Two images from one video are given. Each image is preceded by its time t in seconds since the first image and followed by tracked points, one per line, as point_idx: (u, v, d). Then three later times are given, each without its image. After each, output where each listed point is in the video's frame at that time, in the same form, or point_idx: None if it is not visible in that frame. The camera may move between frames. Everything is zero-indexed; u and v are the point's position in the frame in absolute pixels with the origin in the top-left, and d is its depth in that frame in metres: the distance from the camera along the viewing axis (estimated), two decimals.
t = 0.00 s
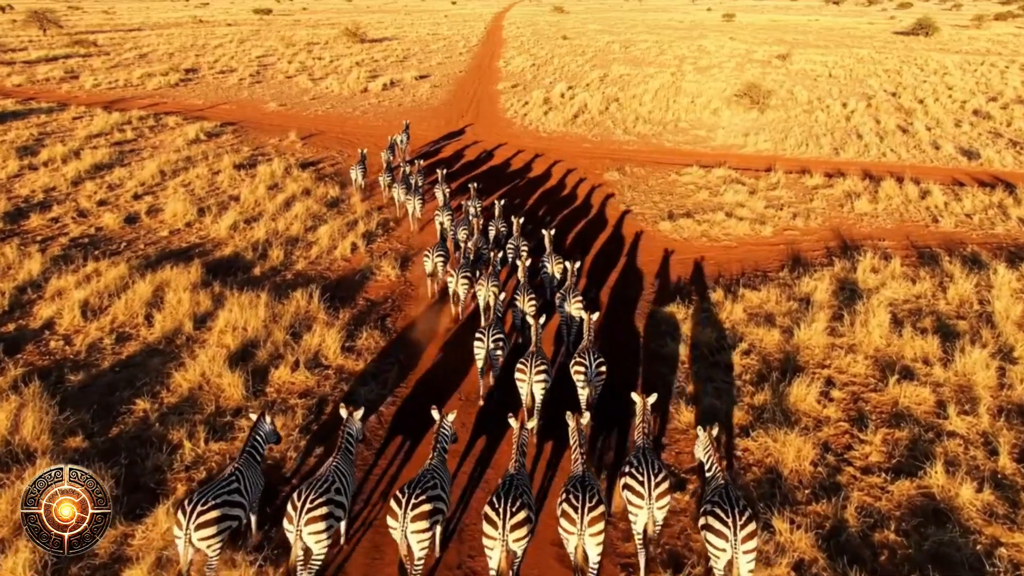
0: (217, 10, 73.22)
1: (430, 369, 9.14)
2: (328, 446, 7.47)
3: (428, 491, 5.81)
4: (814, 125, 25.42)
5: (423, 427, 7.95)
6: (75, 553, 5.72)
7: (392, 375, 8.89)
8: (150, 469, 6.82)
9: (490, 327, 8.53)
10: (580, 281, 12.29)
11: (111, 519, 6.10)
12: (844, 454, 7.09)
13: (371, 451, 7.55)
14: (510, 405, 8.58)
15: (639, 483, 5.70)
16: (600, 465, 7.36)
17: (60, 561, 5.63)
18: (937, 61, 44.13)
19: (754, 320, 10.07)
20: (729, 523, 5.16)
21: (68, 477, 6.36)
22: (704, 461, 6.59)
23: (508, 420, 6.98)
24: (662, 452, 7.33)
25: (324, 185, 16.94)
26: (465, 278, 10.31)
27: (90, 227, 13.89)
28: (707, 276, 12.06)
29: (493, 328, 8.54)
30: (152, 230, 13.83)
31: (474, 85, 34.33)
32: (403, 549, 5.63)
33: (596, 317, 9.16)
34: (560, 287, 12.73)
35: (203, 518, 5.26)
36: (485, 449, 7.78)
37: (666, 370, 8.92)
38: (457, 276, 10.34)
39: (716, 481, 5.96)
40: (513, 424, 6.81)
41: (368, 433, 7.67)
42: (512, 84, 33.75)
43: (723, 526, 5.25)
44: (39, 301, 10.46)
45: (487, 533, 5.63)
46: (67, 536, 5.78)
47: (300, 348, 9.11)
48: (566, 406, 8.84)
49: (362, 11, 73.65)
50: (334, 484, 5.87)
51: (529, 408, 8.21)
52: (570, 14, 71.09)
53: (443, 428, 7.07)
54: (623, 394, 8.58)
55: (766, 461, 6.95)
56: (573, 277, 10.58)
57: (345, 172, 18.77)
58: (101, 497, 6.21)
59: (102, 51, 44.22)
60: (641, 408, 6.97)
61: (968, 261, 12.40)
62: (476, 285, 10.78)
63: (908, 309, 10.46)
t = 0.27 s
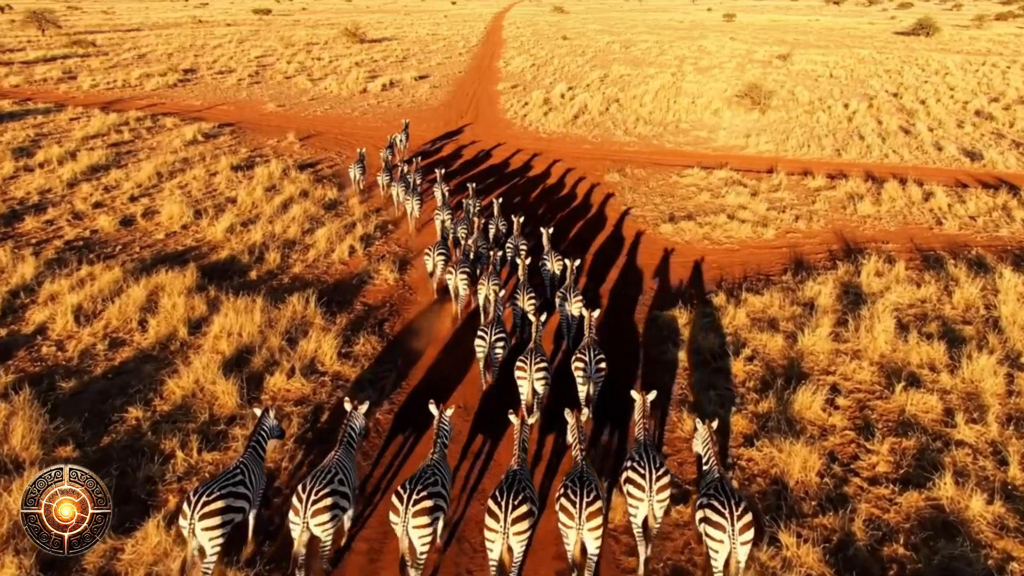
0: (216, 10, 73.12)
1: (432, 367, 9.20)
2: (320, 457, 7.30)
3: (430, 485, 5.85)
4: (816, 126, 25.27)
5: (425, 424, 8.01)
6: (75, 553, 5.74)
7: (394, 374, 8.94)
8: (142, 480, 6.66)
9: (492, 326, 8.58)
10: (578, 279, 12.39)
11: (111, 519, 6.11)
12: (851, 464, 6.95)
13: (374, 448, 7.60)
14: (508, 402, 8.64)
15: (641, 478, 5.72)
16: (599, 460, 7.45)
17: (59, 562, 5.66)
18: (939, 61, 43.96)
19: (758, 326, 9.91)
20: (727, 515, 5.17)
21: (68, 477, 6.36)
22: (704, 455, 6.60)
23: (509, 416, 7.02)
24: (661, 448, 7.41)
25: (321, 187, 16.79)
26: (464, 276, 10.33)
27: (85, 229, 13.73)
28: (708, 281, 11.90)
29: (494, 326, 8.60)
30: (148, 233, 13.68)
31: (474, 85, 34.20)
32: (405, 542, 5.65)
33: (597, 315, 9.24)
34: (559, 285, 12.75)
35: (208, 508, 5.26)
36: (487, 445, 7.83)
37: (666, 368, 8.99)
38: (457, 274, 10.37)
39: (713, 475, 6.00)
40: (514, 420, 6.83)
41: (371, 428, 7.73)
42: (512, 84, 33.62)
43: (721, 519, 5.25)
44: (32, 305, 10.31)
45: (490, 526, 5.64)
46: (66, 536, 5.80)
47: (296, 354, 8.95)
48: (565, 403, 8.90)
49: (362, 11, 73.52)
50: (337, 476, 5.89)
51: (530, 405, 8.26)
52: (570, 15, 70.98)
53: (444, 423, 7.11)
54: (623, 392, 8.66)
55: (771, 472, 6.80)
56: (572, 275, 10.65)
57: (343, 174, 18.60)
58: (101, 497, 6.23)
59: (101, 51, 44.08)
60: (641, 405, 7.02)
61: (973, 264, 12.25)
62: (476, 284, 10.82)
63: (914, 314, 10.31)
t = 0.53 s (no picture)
0: (216, 10, 73.00)
1: (433, 365, 9.27)
2: (315, 464, 7.19)
3: (430, 478, 5.89)
4: (817, 127, 25.12)
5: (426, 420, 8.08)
6: (75, 554, 5.74)
7: (395, 372, 9.00)
8: (132, 492, 6.50)
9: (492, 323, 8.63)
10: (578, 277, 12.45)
11: (111, 519, 6.12)
12: (858, 475, 6.80)
13: (376, 444, 7.66)
14: (509, 399, 8.72)
15: (641, 472, 5.76)
16: (598, 456, 7.54)
17: (58, 563, 5.67)
18: (940, 61, 43.77)
19: (761, 331, 9.75)
20: (728, 510, 5.18)
21: (68, 476, 6.36)
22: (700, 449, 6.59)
23: (509, 412, 7.09)
24: (661, 445, 7.49)
25: (319, 189, 16.64)
26: (464, 275, 10.38)
27: (80, 232, 13.57)
28: (709, 284, 11.73)
29: (495, 323, 8.69)
30: (143, 236, 13.52)
31: (474, 86, 34.06)
32: (408, 535, 5.71)
33: (597, 313, 9.33)
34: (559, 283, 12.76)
35: (213, 508, 5.33)
36: (488, 440, 7.91)
37: (664, 367, 9.07)
38: (457, 273, 10.42)
39: (708, 470, 6.03)
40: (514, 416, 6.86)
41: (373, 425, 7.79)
42: (512, 85, 33.48)
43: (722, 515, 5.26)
44: (24, 310, 10.15)
45: (490, 519, 5.63)
46: (66, 536, 5.81)
47: (292, 361, 8.79)
48: (564, 400, 8.97)
49: (361, 11, 73.40)
50: (341, 472, 5.94)
51: (530, 401, 8.32)
52: (570, 15, 70.88)
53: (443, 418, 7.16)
54: (622, 389, 8.75)
55: (776, 484, 6.65)
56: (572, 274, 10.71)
57: (341, 176, 18.44)
58: (101, 497, 6.23)
59: (100, 51, 43.93)
60: (639, 400, 7.07)
61: (978, 267, 12.11)
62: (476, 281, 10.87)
63: (919, 319, 10.15)
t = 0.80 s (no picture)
0: (215, 10, 72.85)
1: (433, 364, 9.29)
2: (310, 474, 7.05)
3: (432, 476, 5.91)
4: (819, 128, 24.94)
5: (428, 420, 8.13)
6: (74, 553, 5.76)
7: (395, 371, 9.01)
8: (121, 507, 6.32)
9: (492, 321, 8.66)
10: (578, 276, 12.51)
11: (112, 519, 6.16)
12: (867, 489, 6.62)
13: (377, 444, 7.68)
14: (509, 398, 8.74)
15: (638, 465, 5.88)
16: (598, 456, 7.57)
17: (58, 561, 5.68)
18: (942, 62, 43.54)
19: (766, 338, 9.56)
20: (724, 504, 5.29)
21: (68, 477, 6.44)
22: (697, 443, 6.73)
23: (509, 411, 7.07)
24: (660, 445, 7.52)
25: (317, 191, 16.46)
26: (465, 273, 10.44)
27: (74, 235, 13.39)
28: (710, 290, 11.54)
29: (494, 321, 8.66)
30: (138, 239, 13.34)
31: (474, 86, 33.89)
32: (411, 532, 5.73)
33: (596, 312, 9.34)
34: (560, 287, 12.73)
35: (221, 500, 5.44)
36: (488, 438, 7.93)
37: (664, 366, 9.08)
38: (458, 271, 10.47)
39: (708, 465, 6.14)
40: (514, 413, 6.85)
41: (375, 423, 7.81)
42: (512, 85, 33.32)
43: (718, 508, 5.36)
44: (15, 316, 9.97)
45: (491, 516, 5.68)
46: (67, 536, 5.84)
47: (286, 370, 8.60)
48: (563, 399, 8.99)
49: (361, 11, 73.24)
50: (343, 468, 5.98)
51: (529, 399, 8.37)
52: (570, 15, 70.75)
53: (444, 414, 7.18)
54: (621, 388, 8.80)
55: (783, 499, 6.46)
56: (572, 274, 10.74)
57: (340, 178, 18.25)
58: (100, 497, 6.29)
59: (98, 52, 43.76)
60: (638, 397, 7.11)
61: (985, 272, 11.93)
62: (477, 279, 10.89)
63: (926, 325, 9.98)
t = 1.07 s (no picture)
0: (214, 10, 72.72)
1: (434, 361, 9.36)
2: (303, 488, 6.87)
3: (435, 469, 5.99)
4: (821, 129, 24.77)
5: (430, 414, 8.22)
6: (74, 553, 5.79)
7: (398, 368, 9.09)
8: (110, 520, 6.15)
9: (493, 318, 8.75)
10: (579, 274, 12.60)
11: (112, 519, 6.15)
12: (876, 501, 6.46)
13: (380, 439, 7.77)
14: (509, 396, 8.80)
15: (637, 461, 5.99)
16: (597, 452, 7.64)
17: (57, 561, 5.71)
18: (944, 62, 43.35)
19: (770, 344, 9.38)
20: (720, 498, 5.36)
21: (68, 476, 6.45)
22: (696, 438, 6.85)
23: (509, 406, 7.06)
24: (660, 441, 7.58)
25: (315, 193, 16.28)
26: (466, 272, 10.54)
27: (69, 238, 13.21)
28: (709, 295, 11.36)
29: (495, 319, 8.75)
30: (133, 242, 13.18)
31: (474, 87, 33.73)
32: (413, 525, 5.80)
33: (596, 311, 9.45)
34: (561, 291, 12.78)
35: (225, 496, 5.49)
36: (489, 434, 8.00)
37: (664, 365, 9.16)
38: (459, 270, 10.56)
39: (705, 461, 6.19)
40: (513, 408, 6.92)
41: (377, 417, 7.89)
42: (512, 86, 33.15)
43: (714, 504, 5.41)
44: (7, 321, 9.80)
45: (491, 510, 5.68)
46: (66, 536, 5.86)
47: (281, 377, 8.42)
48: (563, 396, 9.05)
49: (360, 11, 73.12)
50: (347, 461, 6.08)
51: (530, 395, 8.48)
52: (570, 15, 70.62)
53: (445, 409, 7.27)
54: (620, 385, 8.90)
55: (790, 513, 6.30)
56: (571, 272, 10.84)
57: (338, 180, 18.08)
58: (101, 497, 6.29)
59: (96, 52, 43.58)
60: (637, 393, 7.19)
61: (991, 276, 11.77)
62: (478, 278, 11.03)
63: (933, 331, 9.82)
